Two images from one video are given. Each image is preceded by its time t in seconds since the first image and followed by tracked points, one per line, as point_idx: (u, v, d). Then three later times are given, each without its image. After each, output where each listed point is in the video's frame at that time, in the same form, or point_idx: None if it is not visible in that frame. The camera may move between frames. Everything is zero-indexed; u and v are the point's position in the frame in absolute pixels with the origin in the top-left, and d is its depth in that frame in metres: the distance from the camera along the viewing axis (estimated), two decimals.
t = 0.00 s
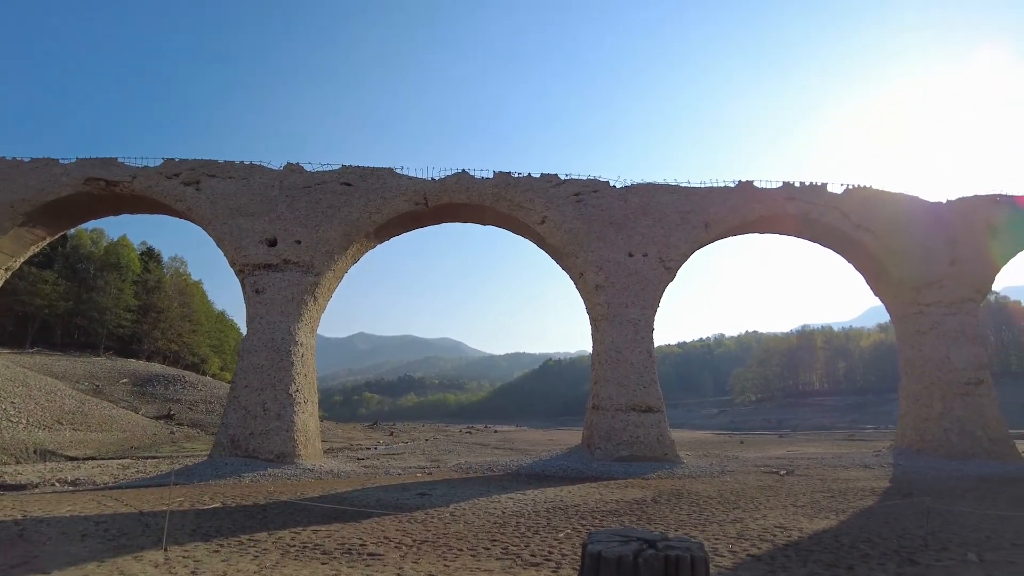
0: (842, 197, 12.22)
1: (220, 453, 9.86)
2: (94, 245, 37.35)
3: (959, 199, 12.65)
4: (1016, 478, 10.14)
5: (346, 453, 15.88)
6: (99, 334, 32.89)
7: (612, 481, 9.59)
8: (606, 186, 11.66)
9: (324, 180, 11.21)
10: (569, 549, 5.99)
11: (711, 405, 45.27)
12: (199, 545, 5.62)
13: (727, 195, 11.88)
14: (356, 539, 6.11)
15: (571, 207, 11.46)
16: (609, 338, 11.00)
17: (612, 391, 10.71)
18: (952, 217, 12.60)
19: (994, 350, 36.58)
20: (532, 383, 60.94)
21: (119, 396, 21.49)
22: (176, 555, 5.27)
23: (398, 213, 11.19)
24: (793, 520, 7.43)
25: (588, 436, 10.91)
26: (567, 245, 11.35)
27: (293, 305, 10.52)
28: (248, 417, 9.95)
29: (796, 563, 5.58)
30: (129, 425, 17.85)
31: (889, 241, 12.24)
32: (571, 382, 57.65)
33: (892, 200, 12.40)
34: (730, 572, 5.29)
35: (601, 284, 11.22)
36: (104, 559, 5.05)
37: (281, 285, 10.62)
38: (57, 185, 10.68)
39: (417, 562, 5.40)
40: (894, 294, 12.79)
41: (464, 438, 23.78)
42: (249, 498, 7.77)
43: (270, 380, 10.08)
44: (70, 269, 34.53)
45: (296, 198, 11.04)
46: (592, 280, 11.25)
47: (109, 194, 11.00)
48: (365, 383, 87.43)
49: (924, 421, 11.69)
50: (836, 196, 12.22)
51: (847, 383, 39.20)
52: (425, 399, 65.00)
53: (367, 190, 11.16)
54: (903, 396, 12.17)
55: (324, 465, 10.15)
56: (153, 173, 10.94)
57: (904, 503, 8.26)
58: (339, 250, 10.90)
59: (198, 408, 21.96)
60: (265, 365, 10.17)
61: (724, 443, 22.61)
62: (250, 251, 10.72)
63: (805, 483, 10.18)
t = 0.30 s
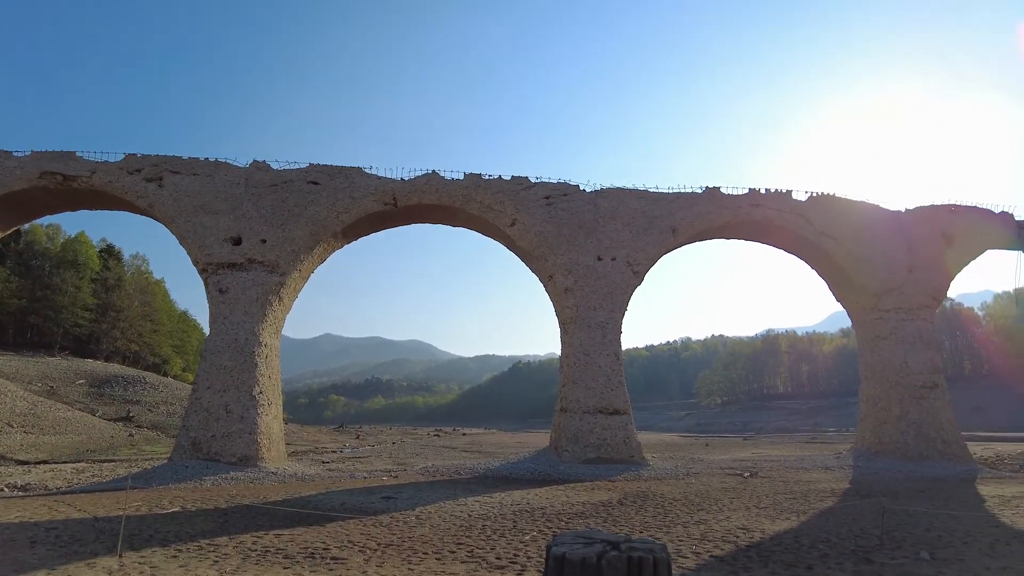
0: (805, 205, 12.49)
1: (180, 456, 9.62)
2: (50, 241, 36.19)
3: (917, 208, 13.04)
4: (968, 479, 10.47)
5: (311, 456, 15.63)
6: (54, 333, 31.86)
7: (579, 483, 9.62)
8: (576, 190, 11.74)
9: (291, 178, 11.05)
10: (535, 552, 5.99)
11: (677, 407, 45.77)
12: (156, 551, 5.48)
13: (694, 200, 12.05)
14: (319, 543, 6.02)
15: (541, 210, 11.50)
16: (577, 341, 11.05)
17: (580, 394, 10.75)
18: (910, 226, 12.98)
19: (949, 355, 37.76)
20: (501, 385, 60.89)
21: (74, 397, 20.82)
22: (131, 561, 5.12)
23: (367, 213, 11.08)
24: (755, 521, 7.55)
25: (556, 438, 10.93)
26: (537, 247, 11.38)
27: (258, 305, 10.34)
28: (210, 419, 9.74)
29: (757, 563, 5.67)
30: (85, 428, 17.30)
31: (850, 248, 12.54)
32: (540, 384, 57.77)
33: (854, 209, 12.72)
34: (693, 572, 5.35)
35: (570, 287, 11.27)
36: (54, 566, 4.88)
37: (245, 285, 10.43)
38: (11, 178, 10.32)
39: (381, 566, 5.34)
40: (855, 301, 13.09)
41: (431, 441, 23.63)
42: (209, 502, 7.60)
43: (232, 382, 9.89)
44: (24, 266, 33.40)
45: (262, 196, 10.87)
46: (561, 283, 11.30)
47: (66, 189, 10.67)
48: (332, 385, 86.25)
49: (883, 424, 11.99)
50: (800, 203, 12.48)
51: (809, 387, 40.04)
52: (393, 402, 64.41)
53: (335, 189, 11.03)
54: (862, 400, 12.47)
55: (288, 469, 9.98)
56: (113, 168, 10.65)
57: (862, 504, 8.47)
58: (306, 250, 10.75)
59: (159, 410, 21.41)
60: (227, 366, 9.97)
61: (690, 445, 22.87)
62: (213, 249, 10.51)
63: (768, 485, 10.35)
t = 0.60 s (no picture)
0: (769, 212, 12.75)
1: (138, 459, 9.37)
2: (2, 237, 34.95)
3: (875, 216, 13.42)
4: (922, 479, 10.79)
5: (275, 459, 15.37)
6: (5, 333, 30.75)
7: (545, 485, 9.64)
8: (545, 192, 11.80)
9: (256, 176, 10.88)
10: (499, 553, 5.99)
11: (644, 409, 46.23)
12: (109, 557, 5.32)
13: (661, 205, 12.20)
14: (281, 547, 5.92)
15: (510, 212, 11.52)
16: (545, 343, 11.09)
17: (547, 396, 10.79)
18: (868, 233, 13.35)
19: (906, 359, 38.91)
20: (469, 387, 60.73)
21: (26, 399, 20.11)
22: (83, 567, 4.96)
23: (334, 212, 10.96)
24: (717, 521, 7.67)
25: (523, 440, 10.94)
26: (505, 249, 11.39)
27: (220, 305, 10.13)
28: (169, 420, 9.51)
29: (719, 563, 5.76)
30: (37, 431, 16.72)
31: (811, 254, 12.84)
32: (508, 386, 57.77)
33: (815, 215, 13.04)
34: (655, 572, 5.42)
35: (539, 289, 11.31)
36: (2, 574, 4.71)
37: (208, 284, 10.21)
38: None
39: (344, 569, 5.28)
40: (816, 305, 13.39)
41: (398, 444, 23.44)
42: (167, 506, 7.42)
43: (194, 383, 9.67)
44: None
45: (226, 193, 10.67)
46: (530, 286, 11.33)
47: (20, 183, 10.32)
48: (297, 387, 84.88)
49: (842, 426, 12.29)
50: (764, 210, 12.74)
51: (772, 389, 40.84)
52: (360, 403, 63.75)
53: (301, 188, 10.89)
54: (822, 402, 12.77)
55: (250, 471, 9.80)
56: (70, 162, 10.34)
57: (820, 504, 8.67)
58: (271, 249, 10.58)
59: (116, 412, 20.81)
60: (188, 367, 9.75)
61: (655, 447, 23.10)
62: (175, 247, 10.27)
63: (730, 485, 10.52)
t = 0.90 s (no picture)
0: (731, 217, 13.02)
1: (90, 462, 9.08)
2: None
3: (833, 222, 13.81)
4: (875, 478, 11.13)
5: (235, 462, 15.06)
6: None
7: (509, 486, 9.66)
8: (512, 194, 11.83)
9: (218, 172, 10.67)
10: (461, 554, 5.98)
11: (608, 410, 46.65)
12: (57, 564, 5.15)
13: (626, 209, 12.34)
14: (238, 550, 5.81)
15: (476, 213, 11.52)
16: (511, 344, 11.11)
17: (512, 397, 10.81)
18: (827, 238, 13.73)
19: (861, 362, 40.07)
20: (434, 388, 60.47)
21: None
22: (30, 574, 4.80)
23: (298, 211, 10.82)
24: (678, 520, 7.78)
25: (487, 442, 10.94)
26: (472, 250, 11.38)
27: (179, 303, 9.89)
28: (124, 422, 9.25)
29: (678, 562, 5.83)
30: None
31: (771, 259, 13.13)
32: (474, 387, 57.69)
33: (776, 220, 13.35)
34: (616, 571, 5.48)
35: (505, 290, 11.32)
36: None
37: (166, 282, 9.96)
38: None
39: (303, 572, 5.22)
40: (776, 309, 13.68)
41: (362, 446, 23.22)
42: (120, 510, 7.22)
43: (150, 384, 9.43)
44: None
45: (186, 190, 10.45)
46: (496, 287, 11.34)
47: None
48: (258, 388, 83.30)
49: (800, 426, 12.59)
50: (726, 215, 13.01)
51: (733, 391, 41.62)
52: (323, 405, 62.92)
53: (264, 185, 10.71)
54: (781, 403, 13.06)
55: (208, 474, 9.59)
56: (21, 155, 10.00)
57: (777, 503, 8.87)
58: (232, 248, 10.38)
59: (68, 414, 20.15)
60: (145, 367, 9.50)
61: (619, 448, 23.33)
62: (132, 244, 10.00)
63: (691, 485, 10.69)
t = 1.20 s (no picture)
0: (695, 220, 13.23)
1: (39, 465, 8.77)
2: None
3: (793, 227, 14.13)
4: (832, 476, 11.41)
5: (193, 464, 14.71)
6: None
7: (474, 486, 9.65)
8: (479, 194, 11.82)
9: (178, 167, 10.43)
10: (425, 555, 5.95)
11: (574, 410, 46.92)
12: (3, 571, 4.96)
13: (593, 211, 12.44)
14: (195, 554, 5.68)
15: (443, 213, 11.47)
16: (477, 344, 11.10)
17: (479, 398, 10.80)
18: (786, 242, 14.05)
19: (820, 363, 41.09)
20: (400, 389, 60.03)
21: None
22: None
23: (261, 208, 10.63)
24: (640, 519, 7.88)
25: (452, 443, 10.90)
26: (438, 250, 11.34)
27: (136, 301, 9.63)
28: (76, 424, 8.96)
29: (641, 560, 5.89)
30: None
31: (734, 262, 13.38)
32: (440, 388, 57.44)
33: (738, 224, 13.62)
34: (580, 569, 5.52)
35: (471, 291, 11.30)
36: None
37: (123, 279, 9.68)
38: None
39: None
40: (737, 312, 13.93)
41: (326, 447, 22.93)
42: (71, 514, 6.99)
43: (105, 383, 9.15)
44: None
45: (145, 185, 10.19)
46: (462, 287, 11.31)
47: None
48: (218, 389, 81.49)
49: (760, 426, 12.85)
50: (690, 219, 13.21)
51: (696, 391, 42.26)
52: (286, 406, 61.92)
53: (226, 182, 10.49)
54: (743, 404, 13.32)
55: (165, 476, 9.35)
56: None
57: (738, 501, 9.04)
58: (192, 245, 10.15)
59: (16, 415, 19.43)
60: (99, 366, 9.22)
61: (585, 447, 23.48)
62: (87, 240, 9.69)
63: (655, 484, 10.82)
